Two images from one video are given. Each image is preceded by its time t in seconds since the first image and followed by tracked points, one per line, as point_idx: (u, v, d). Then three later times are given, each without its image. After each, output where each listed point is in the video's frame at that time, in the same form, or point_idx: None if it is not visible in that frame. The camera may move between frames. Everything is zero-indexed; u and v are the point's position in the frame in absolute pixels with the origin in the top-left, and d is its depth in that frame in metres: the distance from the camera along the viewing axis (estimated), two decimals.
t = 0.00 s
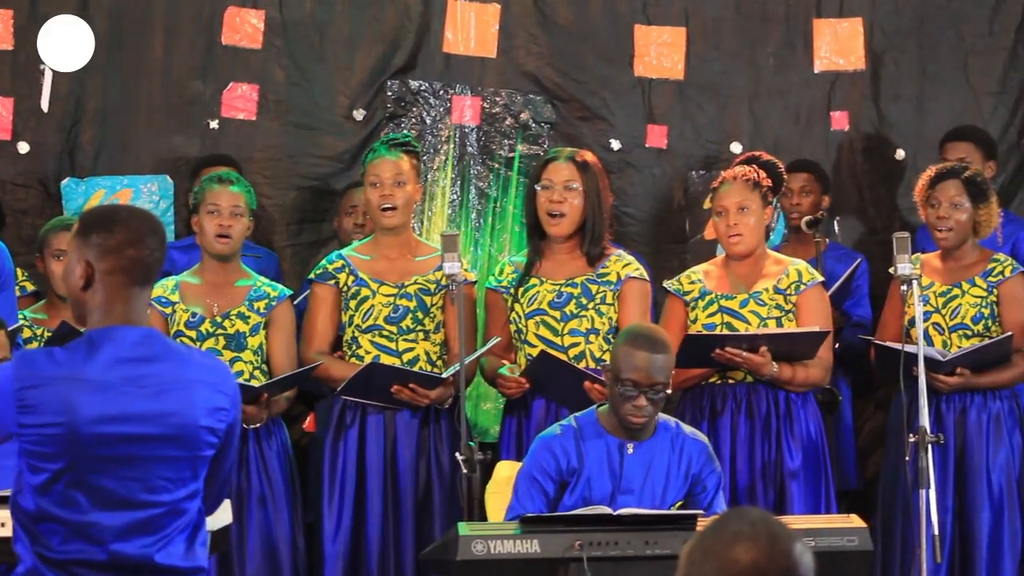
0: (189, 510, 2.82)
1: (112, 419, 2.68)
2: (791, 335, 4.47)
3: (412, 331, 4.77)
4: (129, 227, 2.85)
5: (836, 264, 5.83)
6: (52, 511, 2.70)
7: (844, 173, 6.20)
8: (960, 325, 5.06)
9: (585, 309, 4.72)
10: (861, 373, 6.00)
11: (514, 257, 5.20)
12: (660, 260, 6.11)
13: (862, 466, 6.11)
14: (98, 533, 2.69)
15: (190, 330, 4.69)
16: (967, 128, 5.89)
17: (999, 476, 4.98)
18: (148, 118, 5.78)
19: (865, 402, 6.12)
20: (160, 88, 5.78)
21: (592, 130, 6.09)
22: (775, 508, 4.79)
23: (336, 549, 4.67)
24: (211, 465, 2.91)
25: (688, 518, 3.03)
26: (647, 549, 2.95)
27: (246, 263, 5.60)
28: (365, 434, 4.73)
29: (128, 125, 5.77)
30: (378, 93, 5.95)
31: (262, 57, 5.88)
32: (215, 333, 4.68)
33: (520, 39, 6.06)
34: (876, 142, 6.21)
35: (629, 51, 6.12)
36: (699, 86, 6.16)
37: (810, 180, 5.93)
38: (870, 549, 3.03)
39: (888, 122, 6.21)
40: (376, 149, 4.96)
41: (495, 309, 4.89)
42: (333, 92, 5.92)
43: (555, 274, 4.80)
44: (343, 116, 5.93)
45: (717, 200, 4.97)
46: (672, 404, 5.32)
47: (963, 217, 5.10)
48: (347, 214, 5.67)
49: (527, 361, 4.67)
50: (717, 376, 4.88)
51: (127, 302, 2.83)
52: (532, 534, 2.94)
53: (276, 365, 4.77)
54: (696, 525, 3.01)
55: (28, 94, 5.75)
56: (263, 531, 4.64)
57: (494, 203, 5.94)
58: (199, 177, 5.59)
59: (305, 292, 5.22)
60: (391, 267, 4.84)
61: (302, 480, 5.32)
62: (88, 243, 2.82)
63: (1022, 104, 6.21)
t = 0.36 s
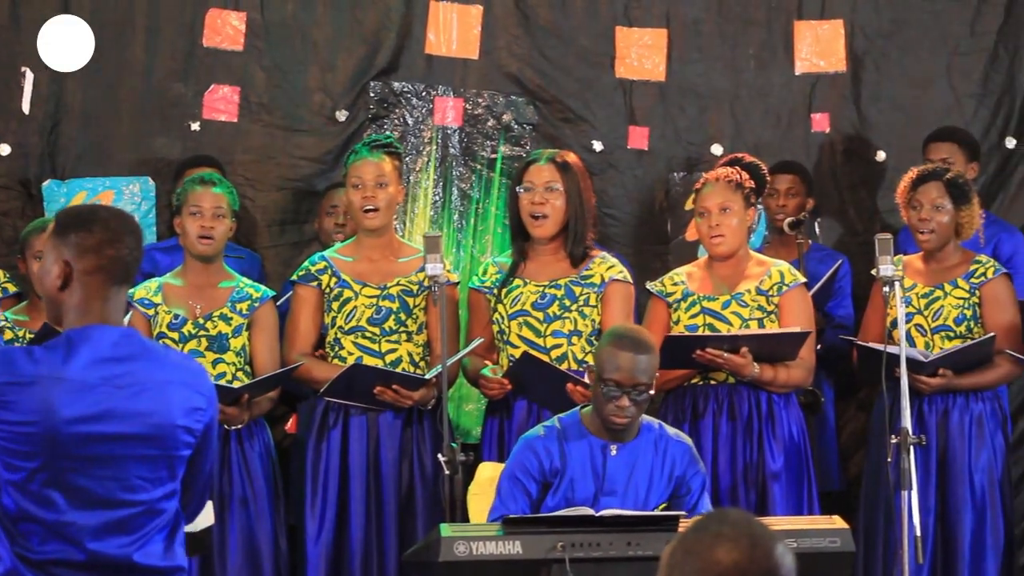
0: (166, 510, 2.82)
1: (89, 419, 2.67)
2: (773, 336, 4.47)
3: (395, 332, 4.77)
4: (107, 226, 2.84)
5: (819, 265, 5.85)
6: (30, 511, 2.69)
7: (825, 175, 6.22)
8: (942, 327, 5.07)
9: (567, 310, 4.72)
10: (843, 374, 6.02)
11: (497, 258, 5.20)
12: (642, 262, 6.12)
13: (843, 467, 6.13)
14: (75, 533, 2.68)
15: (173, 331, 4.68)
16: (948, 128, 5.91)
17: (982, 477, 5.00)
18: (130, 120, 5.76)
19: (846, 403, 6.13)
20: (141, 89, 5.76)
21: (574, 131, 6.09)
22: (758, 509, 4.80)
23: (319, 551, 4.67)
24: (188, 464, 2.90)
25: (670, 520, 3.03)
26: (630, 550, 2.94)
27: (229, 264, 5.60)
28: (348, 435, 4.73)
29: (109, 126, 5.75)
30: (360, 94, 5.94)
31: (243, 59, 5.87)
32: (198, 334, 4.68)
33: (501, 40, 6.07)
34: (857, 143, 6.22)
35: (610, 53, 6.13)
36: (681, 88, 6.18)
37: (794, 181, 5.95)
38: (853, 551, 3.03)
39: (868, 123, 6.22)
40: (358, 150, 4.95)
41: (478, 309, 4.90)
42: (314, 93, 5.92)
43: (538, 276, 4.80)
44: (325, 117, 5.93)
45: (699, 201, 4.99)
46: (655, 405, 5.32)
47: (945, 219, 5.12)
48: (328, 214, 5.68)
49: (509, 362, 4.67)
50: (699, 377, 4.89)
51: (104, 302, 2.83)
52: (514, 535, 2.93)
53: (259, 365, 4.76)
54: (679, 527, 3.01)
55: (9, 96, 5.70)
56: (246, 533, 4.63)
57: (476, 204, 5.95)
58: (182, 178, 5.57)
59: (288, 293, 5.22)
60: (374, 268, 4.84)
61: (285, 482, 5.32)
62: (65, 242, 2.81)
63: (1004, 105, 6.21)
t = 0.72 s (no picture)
0: (146, 515, 2.81)
1: (68, 422, 2.66)
2: (751, 337, 4.48)
3: (374, 333, 4.76)
4: (89, 227, 2.84)
5: (797, 267, 5.86)
6: (7, 514, 2.67)
7: (802, 176, 6.24)
8: (921, 328, 5.10)
9: (546, 311, 4.72)
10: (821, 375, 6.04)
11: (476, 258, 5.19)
12: (620, 263, 6.13)
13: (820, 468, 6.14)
14: (53, 536, 2.67)
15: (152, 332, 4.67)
16: (926, 129, 5.93)
17: (960, 478, 5.02)
18: (107, 121, 5.75)
19: (824, 404, 6.15)
20: (119, 91, 5.75)
21: (552, 133, 6.10)
22: (736, 510, 4.81)
23: (297, 552, 4.66)
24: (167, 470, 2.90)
25: (649, 520, 3.03)
26: (609, 551, 2.94)
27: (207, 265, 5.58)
28: (326, 436, 4.72)
29: (87, 128, 5.73)
30: (338, 95, 5.94)
31: (220, 60, 5.86)
32: (177, 335, 4.66)
33: (479, 42, 6.07)
34: (834, 145, 6.25)
35: (588, 55, 6.14)
36: (658, 90, 6.19)
37: (771, 183, 5.97)
38: (831, 552, 3.04)
39: (845, 125, 6.25)
40: (337, 152, 4.95)
41: (457, 310, 4.90)
42: (292, 94, 5.91)
43: (518, 277, 4.81)
44: (302, 118, 5.92)
45: (677, 202, 4.99)
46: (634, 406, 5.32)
47: (923, 221, 5.14)
48: (307, 215, 5.66)
49: (488, 363, 4.67)
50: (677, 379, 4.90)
51: (86, 303, 2.81)
52: (493, 537, 2.92)
53: (237, 366, 4.75)
54: (658, 528, 3.00)
55: None
56: (224, 534, 4.62)
57: (454, 206, 5.95)
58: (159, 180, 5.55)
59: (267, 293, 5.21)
60: (352, 270, 4.83)
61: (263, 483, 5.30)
62: (48, 242, 2.80)
63: (981, 107, 6.23)
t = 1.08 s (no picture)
0: (128, 514, 2.79)
1: (46, 420, 2.66)
2: (735, 337, 4.49)
3: (359, 333, 4.76)
4: (70, 226, 2.84)
5: (781, 267, 5.88)
6: None
7: (786, 177, 6.25)
8: (906, 328, 5.11)
9: (531, 311, 4.72)
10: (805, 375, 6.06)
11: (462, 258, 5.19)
12: (604, 263, 6.14)
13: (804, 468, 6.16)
14: (32, 535, 2.66)
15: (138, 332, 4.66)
16: (911, 129, 5.95)
17: (945, 478, 5.04)
18: (91, 122, 5.74)
19: (808, 404, 6.17)
20: (103, 92, 5.75)
21: (536, 133, 6.11)
22: (721, 510, 4.82)
23: (282, 552, 4.65)
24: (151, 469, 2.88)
25: (634, 521, 3.02)
26: (593, 551, 2.93)
27: (193, 265, 5.58)
28: (311, 436, 4.72)
29: (71, 129, 5.72)
30: (321, 95, 5.94)
31: (204, 61, 5.85)
32: (163, 334, 4.65)
33: (463, 42, 6.07)
34: (818, 146, 6.26)
35: (571, 55, 6.15)
36: (642, 90, 6.20)
37: (755, 183, 5.98)
38: (816, 552, 3.04)
39: (828, 125, 6.26)
40: (322, 152, 4.94)
41: (443, 310, 4.90)
42: (276, 94, 5.91)
43: (503, 278, 4.81)
44: (286, 119, 5.91)
45: (662, 202, 5.00)
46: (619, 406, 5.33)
47: (907, 221, 5.16)
48: (293, 215, 5.65)
49: (472, 363, 4.67)
50: (662, 379, 4.91)
51: (66, 302, 2.81)
52: (478, 537, 2.92)
53: (222, 366, 4.74)
54: (642, 528, 3.00)
55: None
56: (209, 535, 4.62)
57: (439, 206, 5.95)
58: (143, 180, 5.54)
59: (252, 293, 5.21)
60: (337, 270, 4.83)
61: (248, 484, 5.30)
62: (27, 242, 2.81)
63: (964, 107, 6.25)
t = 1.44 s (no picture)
0: (122, 516, 2.79)
1: (41, 419, 2.66)
2: (726, 337, 4.49)
3: (350, 333, 4.76)
4: (70, 225, 2.85)
5: (773, 267, 5.89)
6: None
7: (777, 177, 6.26)
8: (897, 328, 5.12)
9: (523, 311, 4.73)
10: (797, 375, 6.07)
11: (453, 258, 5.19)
12: (595, 263, 6.14)
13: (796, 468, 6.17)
14: (24, 534, 2.66)
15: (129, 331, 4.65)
16: (902, 129, 5.97)
17: (936, 477, 5.06)
18: (82, 122, 5.73)
19: (800, 404, 6.18)
20: (94, 92, 5.74)
21: (526, 133, 6.12)
22: (713, 510, 4.82)
23: (274, 552, 4.65)
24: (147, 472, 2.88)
25: (626, 520, 3.02)
26: (585, 551, 2.93)
27: (185, 265, 5.57)
28: (302, 436, 4.71)
29: (62, 129, 5.71)
30: (311, 95, 5.94)
31: (194, 61, 5.85)
32: (154, 334, 4.65)
33: (453, 43, 6.09)
34: (809, 146, 6.27)
35: (561, 56, 6.15)
36: (632, 90, 6.21)
37: (746, 183, 5.99)
38: (807, 551, 3.04)
39: (818, 126, 6.28)
40: (313, 152, 4.94)
41: (433, 309, 4.89)
42: (267, 94, 5.90)
43: (495, 277, 4.81)
44: (276, 119, 5.91)
45: (653, 202, 5.00)
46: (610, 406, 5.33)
47: (899, 221, 5.16)
48: (286, 215, 5.65)
49: (463, 362, 4.68)
50: (653, 378, 4.92)
51: (66, 301, 2.82)
52: (470, 537, 2.92)
53: (213, 366, 4.73)
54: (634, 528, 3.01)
55: None
56: (200, 535, 4.61)
57: (431, 206, 5.94)
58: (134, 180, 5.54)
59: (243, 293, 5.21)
60: (329, 270, 4.82)
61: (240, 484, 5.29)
62: (27, 242, 2.82)
63: (955, 107, 6.26)
